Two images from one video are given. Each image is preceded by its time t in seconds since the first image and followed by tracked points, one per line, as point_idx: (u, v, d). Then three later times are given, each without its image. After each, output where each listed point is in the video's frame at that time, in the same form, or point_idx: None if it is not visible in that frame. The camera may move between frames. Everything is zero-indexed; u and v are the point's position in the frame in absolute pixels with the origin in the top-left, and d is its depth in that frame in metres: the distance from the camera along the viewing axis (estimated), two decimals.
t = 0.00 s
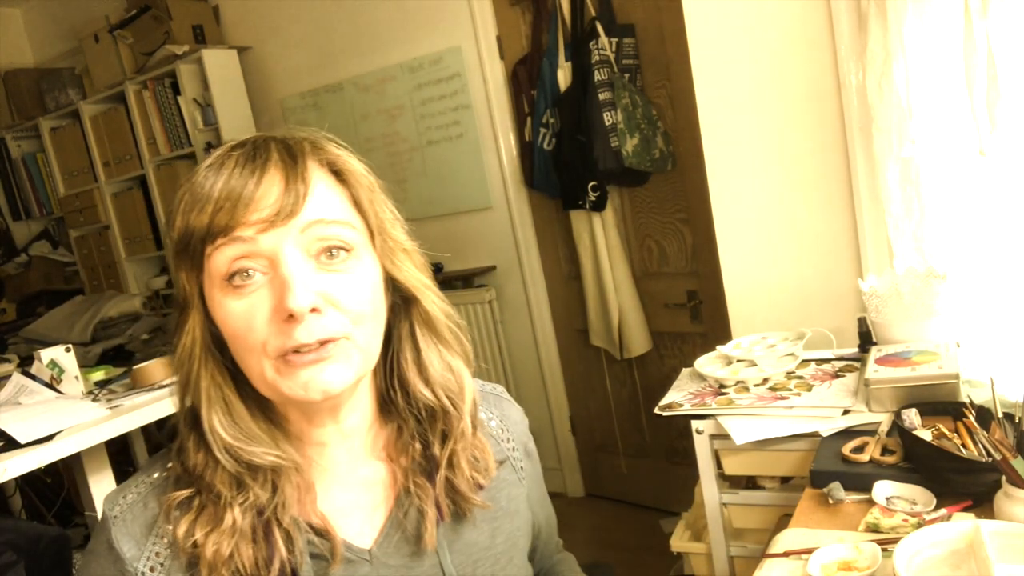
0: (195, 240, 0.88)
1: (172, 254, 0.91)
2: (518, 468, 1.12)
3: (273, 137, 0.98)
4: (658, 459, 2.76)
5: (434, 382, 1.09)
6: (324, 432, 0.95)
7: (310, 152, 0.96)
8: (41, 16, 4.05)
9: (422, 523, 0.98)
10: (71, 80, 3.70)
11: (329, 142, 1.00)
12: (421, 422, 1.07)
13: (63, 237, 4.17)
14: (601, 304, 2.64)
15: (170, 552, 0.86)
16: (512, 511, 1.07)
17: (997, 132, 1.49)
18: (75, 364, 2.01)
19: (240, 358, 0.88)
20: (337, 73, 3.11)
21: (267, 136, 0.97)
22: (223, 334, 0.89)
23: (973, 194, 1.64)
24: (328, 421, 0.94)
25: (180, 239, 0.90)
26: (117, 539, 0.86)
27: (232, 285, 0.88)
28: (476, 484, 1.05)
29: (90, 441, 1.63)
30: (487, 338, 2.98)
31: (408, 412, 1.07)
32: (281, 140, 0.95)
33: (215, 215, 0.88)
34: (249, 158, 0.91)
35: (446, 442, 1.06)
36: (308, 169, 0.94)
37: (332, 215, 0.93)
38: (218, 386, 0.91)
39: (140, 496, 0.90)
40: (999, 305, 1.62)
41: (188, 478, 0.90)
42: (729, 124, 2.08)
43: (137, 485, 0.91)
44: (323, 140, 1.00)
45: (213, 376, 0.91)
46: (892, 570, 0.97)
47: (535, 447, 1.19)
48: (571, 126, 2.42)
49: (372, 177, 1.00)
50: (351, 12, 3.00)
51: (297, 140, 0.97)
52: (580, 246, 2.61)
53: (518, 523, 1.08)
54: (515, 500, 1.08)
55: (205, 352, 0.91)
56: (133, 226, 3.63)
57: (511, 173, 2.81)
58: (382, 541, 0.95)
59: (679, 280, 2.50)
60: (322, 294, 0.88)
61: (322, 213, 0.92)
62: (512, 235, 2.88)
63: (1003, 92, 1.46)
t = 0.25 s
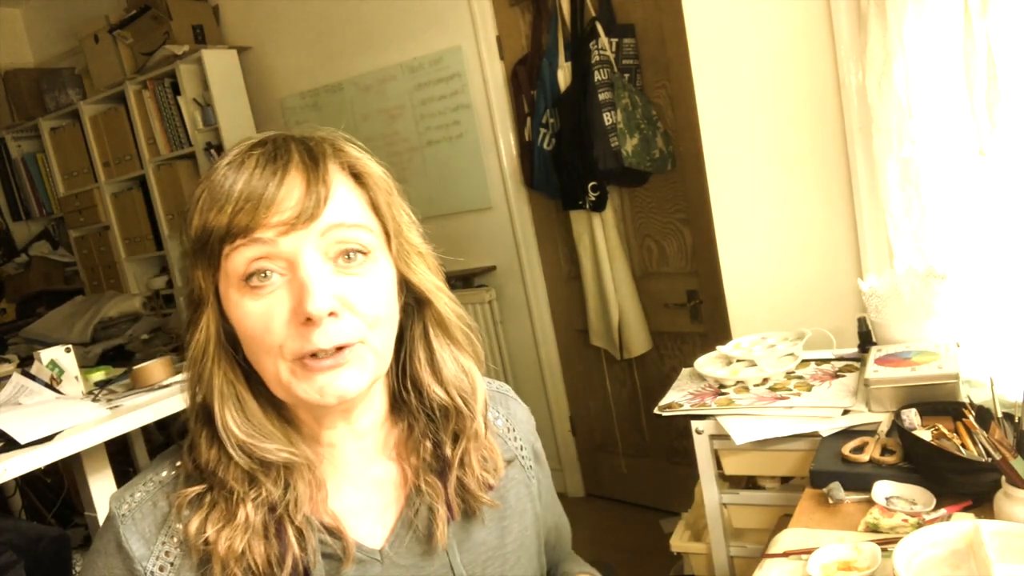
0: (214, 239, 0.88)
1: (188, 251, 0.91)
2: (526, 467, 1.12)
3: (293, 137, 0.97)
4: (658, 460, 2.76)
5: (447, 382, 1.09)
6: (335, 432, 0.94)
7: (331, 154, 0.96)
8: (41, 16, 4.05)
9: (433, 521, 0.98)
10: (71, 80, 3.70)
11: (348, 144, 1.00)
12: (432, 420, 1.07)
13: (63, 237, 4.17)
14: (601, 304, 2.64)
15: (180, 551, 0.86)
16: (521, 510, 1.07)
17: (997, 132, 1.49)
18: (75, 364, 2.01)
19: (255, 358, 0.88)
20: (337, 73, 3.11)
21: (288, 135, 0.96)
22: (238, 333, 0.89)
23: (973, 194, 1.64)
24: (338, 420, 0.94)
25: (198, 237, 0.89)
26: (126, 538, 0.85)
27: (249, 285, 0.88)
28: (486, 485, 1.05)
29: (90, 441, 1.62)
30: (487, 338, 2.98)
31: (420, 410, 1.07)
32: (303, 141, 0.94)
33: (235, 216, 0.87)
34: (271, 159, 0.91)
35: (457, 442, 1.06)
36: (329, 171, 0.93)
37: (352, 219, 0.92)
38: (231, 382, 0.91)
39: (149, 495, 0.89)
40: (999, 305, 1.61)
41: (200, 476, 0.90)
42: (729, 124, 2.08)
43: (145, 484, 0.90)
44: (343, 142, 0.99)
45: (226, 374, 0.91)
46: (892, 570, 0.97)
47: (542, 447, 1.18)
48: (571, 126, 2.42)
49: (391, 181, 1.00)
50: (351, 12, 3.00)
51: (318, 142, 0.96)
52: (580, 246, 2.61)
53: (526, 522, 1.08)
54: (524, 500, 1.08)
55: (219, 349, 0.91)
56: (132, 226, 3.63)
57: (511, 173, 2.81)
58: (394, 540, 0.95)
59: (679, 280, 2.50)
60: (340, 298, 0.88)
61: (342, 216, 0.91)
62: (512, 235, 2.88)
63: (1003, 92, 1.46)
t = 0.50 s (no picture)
0: (223, 255, 0.87)
1: (195, 261, 0.90)
2: (526, 465, 1.11)
3: (297, 139, 0.94)
4: (658, 459, 2.76)
5: (449, 373, 1.08)
6: (342, 430, 0.95)
7: (336, 162, 0.93)
8: (41, 16, 4.05)
9: (436, 513, 0.99)
10: (71, 80, 3.70)
11: (352, 147, 0.97)
12: (434, 411, 1.07)
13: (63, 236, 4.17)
14: (601, 304, 2.64)
15: (186, 544, 0.86)
16: (521, 506, 1.08)
17: (997, 132, 1.49)
18: (75, 364, 2.01)
19: (267, 369, 0.89)
20: (337, 73, 3.11)
21: (291, 138, 0.94)
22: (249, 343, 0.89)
23: (973, 194, 1.64)
24: (349, 422, 0.95)
25: (206, 250, 0.88)
26: (131, 530, 0.85)
27: (260, 300, 0.88)
28: (486, 474, 1.05)
29: (90, 441, 1.62)
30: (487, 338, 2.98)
31: (423, 401, 1.07)
32: (309, 148, 0.92)
33: (244, 232, 0.86)
34: (277, 170, 0.88)
35: (460, 433, 1.06)
36: (337, 181, 0.92)
37: (361, 231, 0.92)
38: (239, 385, 0.91)
39: (153, 488, 0.89)
40: (999, 305, 1.62)
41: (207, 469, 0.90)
42: (729, 123, 2.08)
43: (149, 477, 0.90)
44: (347, 146, 0.97)
45: (234, 377, 0.91)
46: (892, 570, 0.97)
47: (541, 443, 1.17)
48: (571, 126, 2.42)
49: (397, 190, 0.99)
50: (351, 12, 3.00)
51: (323, 148, 0.94)
52: (580, 246, 2.61)
53: (525, 518, 1.08)
54: (523, 497, 1.09)
55: (226, 355, 0.91)
56: (133, 226, 3.63)
57: (511, 173, 2.81)
58: (398, 532, 0.96)
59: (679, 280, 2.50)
60: (351, 311, 0.89)
61: (352, 229, 0.91)
62: (512, 234, 2.88)
63: (1003, 92, 1.46)
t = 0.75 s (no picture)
0: (221, 261, 0.86)
1: (192, 269, 0.89)
2: (529, 462, 1.11)
3: (285, 140, 0.94)
4: (658, 460, 2.76)
5: (449, 368, 1.08)
6: (347, 429, 0.95)
7: (328, 160, 0.93)
8: (41, 16, 4.05)
9: (444, 510, 0.99)
10: (71, 80, 3.70)
11: (342, 144, 0.97)
12: (436, 408, 1.07)
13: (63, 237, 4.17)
14: (601, 304, 2.64)
15: (195, 547, 0.85)
16: (524, 503, 1.08)
17: (997, 132, 1.49)
18: (75, 364, 2.01)
19: (271, 371, 0.89)
20: (337, 73, 3.11)
21: (280, 139, 0.94)
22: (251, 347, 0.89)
23: (973, 194, 1.64)
24: (354, 420, 0.94)
25: (203, 258, 0.88)
26: (140, 534, 0.85)
27: (261, 303, 0.87)
28: (490, 468, 1.06)
29: (90, 441, 1.62)
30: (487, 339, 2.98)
31: (424, 398, 1.07)
32: (299, 148, 0.92)
33: (241, 236, 0.85)
34: (269, 172, 0.88)
35: (462, 428, 1.06)
36: (330, 178, 0.92)
37: (359, 228, 0.92)
38: (245, 391, 0.91)
39: (159, 492, 0.88)
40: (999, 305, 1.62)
41: (214, 475, 0.89)
42: (729, 123, 2.08)
43: (154, 481, 0.89)
44: (337, 143, 0.97)
45: (238, 383, 0.91)
46: (892, 570, 0.97)
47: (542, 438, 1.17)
48: (571, 126, 2.42)
49: (391, 184, 0.99)
50: (351, 12, 3.00)
51: (312, 146, 0.94)
52: (580, 246, 2.61)
53: (527, 514, 1.09)
54: (525, 493, 1.09)
55: (230, 362, 0.91)
56: (132, 226, 3.63)
57: (511, 173, 2.81)
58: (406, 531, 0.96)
59: (679, 280, 2.50)
60: (354, 309, 0.89)
61: (349, 226, 0.91)
62: (512, 235, 2.88)
63: (1003, 92, 1.46)
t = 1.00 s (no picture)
0: (214, 266, 0.86)
1: (185, 275, 0.89)
2: (527, 453, 1.12)
3: (272, 141, 0.94)
4: (658, 460, 2.76)
5: (444, 365, 1.09)
6: (345, 429, 0.95)
7: (318, 161, 0.93)
8: (41, 16, 4.05)
9: (444, 505, 0.99)
10: (71, 80, 3.70)
11: (329, 143, 0.97)
12: (432, 406, 1.08)
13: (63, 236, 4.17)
14: (601, 304, 2.64)
15: (199, 551, 0.85)
16: (525, 494, 1.09)
17: (997, 132, 1.49)
18: (75, 364, 2.02)
19: (268, 374, 0.89)
20: (337, 73, 3.11)
21: (266, 141, 0.93)
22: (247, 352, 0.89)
23: (973, 193, 1.64)
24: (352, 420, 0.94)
25: (196, 264, 0.87)
26: (142, 541, 0.84)
27: (257, 307, 0.87)
28: (489, 461, 1.06)
29: (90, 441, 1.62)
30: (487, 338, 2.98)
31: (421, 396, 1.07)
32: (286, 150, 0.92)
33: (234, 240, 0.85)
34: (259, 175, 0.88)
35: (459, 424, 1.07)
36: (320, 179, 0.92)
37: (352, 227, 0.92)
38: (241, 396, 0.91)
39: (160, 497, 0.88)
40: (999, 305, 1.62)
41: (214, 483, 0.89)
42: (729, 122, 2.08)
43: (154, 487, 0.88)
44: (325, 143, 0.97)
45: (235, 389, 0.90)
46: (892, 570, 0.97)
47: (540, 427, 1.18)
48: (571, 126, 2.42)
49: (382, 183, 0.99)
50: (351, 12, 3.00)
51: (300, 147, 0.94)
52: (580, 246, 2.61)
53: (528, 504, 1.09)
54: (525, 484, 1.09)
55: (224, 368, 0.90)
56: (132, 226, 3.63)
57: (511, 173, 2.81)
58: (409, 526, 0.96)
59: (679, 280, 2.50)
60: (350, 309, 0.89)
61: (342, 226, 0.91)
62: (512, 234, 2.88)
63: (1003, 92, 1.46)
